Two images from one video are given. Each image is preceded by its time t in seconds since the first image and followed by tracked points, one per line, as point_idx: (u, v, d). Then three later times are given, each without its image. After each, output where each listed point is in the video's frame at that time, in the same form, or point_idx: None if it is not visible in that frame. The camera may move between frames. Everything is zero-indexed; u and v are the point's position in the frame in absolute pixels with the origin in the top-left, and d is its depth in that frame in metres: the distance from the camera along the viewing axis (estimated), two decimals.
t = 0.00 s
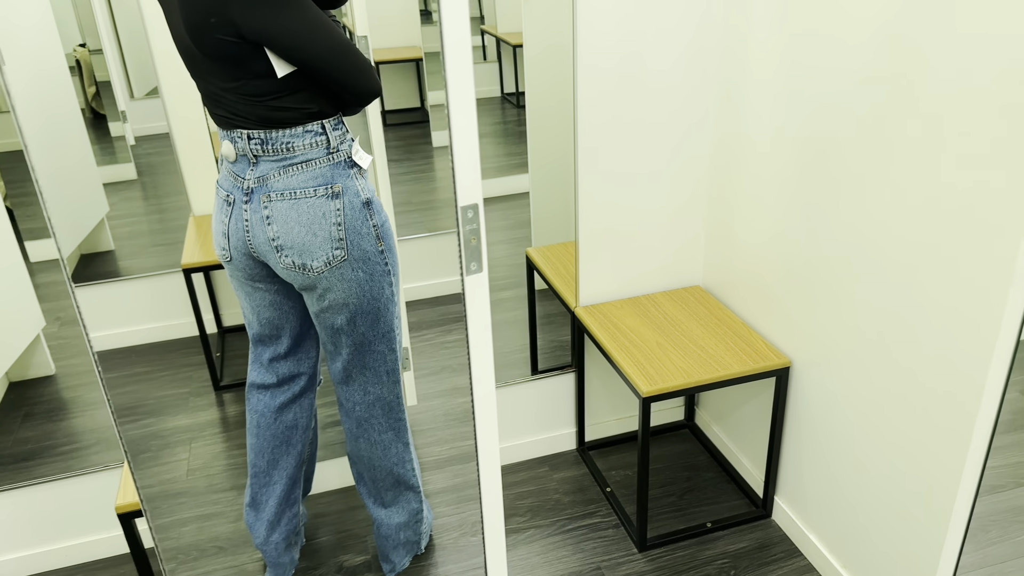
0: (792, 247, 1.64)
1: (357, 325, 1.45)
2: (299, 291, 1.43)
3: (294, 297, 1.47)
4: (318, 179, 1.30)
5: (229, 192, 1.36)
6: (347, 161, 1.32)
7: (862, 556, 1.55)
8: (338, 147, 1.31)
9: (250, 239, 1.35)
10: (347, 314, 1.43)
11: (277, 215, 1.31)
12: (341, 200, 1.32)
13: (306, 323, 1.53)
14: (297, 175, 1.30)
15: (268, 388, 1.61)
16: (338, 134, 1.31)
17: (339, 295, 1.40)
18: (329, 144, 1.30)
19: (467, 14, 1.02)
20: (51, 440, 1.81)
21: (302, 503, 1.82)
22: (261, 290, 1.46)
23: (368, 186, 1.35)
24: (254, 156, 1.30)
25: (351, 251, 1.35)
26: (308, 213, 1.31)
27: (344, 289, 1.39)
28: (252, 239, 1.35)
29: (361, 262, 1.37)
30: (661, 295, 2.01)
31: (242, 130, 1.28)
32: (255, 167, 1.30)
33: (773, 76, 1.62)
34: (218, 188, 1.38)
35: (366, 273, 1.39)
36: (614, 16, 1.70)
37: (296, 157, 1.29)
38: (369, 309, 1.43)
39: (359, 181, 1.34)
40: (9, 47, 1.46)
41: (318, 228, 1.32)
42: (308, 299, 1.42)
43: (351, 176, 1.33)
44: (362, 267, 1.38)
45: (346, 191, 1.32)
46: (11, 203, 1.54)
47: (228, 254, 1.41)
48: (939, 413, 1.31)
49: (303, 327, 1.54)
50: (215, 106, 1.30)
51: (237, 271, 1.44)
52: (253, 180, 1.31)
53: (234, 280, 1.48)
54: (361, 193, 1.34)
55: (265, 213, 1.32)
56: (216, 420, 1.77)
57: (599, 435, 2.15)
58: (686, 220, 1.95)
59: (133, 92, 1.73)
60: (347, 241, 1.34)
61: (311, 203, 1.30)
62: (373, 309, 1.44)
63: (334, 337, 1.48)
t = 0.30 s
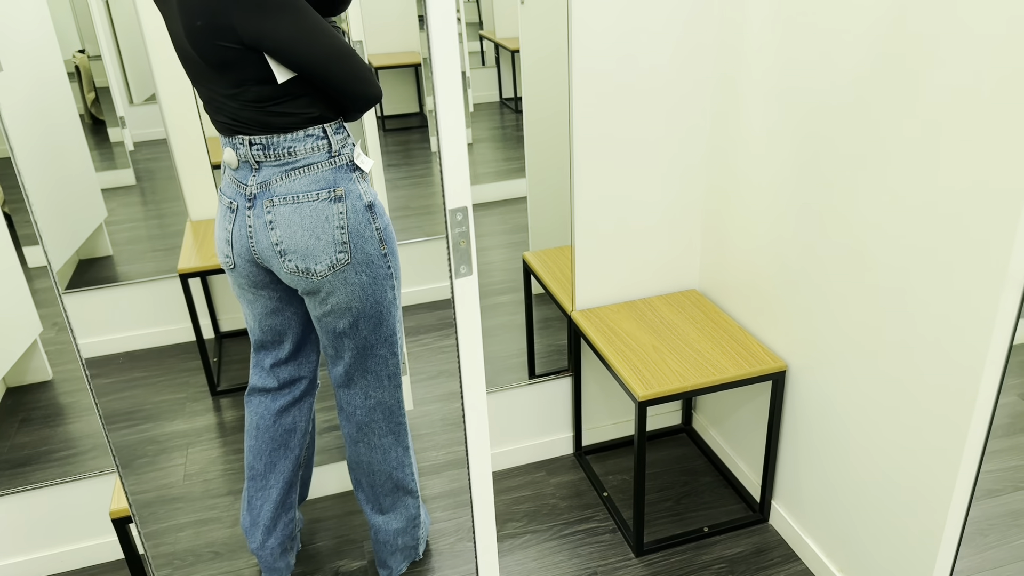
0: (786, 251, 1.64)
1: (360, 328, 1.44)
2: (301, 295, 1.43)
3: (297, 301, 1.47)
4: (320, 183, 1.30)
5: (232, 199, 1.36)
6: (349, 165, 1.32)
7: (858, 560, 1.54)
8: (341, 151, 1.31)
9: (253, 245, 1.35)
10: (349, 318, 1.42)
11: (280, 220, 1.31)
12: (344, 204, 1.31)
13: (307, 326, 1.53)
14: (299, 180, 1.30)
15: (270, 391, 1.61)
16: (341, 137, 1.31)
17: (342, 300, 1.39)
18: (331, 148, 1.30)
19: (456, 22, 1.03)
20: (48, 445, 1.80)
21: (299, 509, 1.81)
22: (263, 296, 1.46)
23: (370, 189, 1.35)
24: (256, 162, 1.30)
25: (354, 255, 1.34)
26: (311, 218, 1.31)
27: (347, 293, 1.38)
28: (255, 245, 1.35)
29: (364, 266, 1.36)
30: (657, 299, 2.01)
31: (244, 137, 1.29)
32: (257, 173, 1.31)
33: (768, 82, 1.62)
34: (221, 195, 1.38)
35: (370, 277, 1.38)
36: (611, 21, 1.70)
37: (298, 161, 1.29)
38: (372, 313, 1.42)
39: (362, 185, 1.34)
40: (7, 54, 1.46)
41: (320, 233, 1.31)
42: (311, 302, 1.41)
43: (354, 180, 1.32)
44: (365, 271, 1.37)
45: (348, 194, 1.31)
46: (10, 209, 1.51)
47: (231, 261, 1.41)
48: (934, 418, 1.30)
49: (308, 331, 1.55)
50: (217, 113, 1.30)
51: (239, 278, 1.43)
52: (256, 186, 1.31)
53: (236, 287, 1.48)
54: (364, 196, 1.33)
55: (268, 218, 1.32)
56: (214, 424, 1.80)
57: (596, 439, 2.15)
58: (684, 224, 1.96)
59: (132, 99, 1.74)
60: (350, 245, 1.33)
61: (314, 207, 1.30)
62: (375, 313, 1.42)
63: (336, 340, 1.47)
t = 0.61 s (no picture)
0: (787, 256, 1.64)
1: (362, 334, 1.44)
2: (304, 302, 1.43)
3: (298, 308, 1.47)
4: (323, 190, 1.30)
5: (236, 205, 1.36)
6: (352, 171, 1.32)
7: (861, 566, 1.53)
8: (343, 157, 1.31)
9: (256, 251, 1.36)
10: (351, 324, 1.42)
11: (283, 226, 1.31)
12: (347, 211, 1.31)
13: (307, 333, 1.54)
14: (302, 186, 1.30)
15: (273, 398, 1.61)
16: (343, 144, 1.31)
17: (344, 306, 1.39)
18: (334, 154, 1.30)
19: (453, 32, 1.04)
20: (50, 451, 1.80)
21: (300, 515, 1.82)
22: (266, 303, 1.47)
23: (374, 196, 1.34)
24: (259, 168, 1.30)
25: (357, 262, 1.34)
26: (314, 224, 1.31)
27: (350, 299, 1.38)
28: (258, 251, 1.36)
29: (366, 272, 1.36)
30: (658, 304, 2.00)
31: (248, 143, 1.29)
32: (261, 179, 1.31)
33: (768, 87, 1.62)
34: (224, 201, 1.38)
35: (372, 283, 1.37)
36: (612, 27, 1.71)
37: (300, 168, 1.29)
38: (374, 320, 1.42)
39: (365, 192, 1.33)
40: (10, 62, 1.47)
41: (323, 240, 1.31)
42: (314, 308, 1.42)
43: (357, 187, 1.32)
44: (368, 277, 1.37)
45: (351, 201, 1.31)
46: (12, 215, 1.49)
47: (234, 267, 1.41)
48: (935, 423, 1.30)
49: (309, 338, 1.55)
50: (221, 120, 1.30)
51: (242, 284, 1.44)
52: (258, 193, 1.32)
53: (239, 293, 1.48)
54: (367, 203, 1.32)
55: (271, 225, 1.32)
56: (215, 430, 1.80)
57: (598, 444, 2.15)
58: (685, 229, 1.96)
59: (135, 105, 1.76)
60: (353, 252, 1.33)
61: (316, 213, 1.30)
62: (377, 318, 1.42)
63: (338, 346, 1.47)
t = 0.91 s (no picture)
0: (800, 263, 1.62)
1: (363, 347, 1.44)
2: (304, 313, 1.42)
3: (304, 318, 1.44)
4: (320, 204, 1.29)
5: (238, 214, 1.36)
6: (351, 185, 1.30)
7: None
8: (342, 171, 1.30)
9: (255, 261, 1.35)
10: (351, 336, 1.41)
11: (280, 239, 1.31)
12: (343, 225, 1.29)
13: (316, 345, 1.50)
14: (300, 200, 1.29)
15: (282, 408, 1.62)
16: (342, 158, 1.29)
17: (343, 319, 1.38)
18: (332, 168, 1.28)
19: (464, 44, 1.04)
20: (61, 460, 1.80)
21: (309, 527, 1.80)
22: (270, 311, 1.45)
23: (373, 210, 1.32)
24: (260, 178, 1.30)
25: (353, 276, 1.33)
26: (309, 238, 1.30)
27: (348, 313, 1.37)
28: (257, 262, 1.35)
29: (363, 286, 1.35)
30: (670, 311, 1.99)
31: (249, 152, 1.28)
32: (261, 190, 1.31)
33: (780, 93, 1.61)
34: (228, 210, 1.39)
35: (370, 297, 1.36)
36: (623, 33, 1.70)
37: (299, 180, 1.28)
38: (374, 333, 1.41)
39: (364, 206, 1.31)
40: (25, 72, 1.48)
41: (318, 254, 1.30)
42: (314, 320, 1.41)
43: (355, 202, 1.30)
44: (366, 291, 1.35)
45: (348, 216, 1.30)
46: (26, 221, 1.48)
47: (237, 275, 1.41)
48: (952, 432, 1.28)
49: (316, 347, 1.51)
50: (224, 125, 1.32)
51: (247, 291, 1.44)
52: (258, 204, 1.31)
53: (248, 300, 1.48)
54: (364, 217, 1.30)
55: (269, 237, 1.32)
56: (226, 438, 1.80)
57: (609, 453, 2.14)
58: (696, 236, 1.95)
59: (148, 113, 1.82)
60: (349, 266, 1.32)
61: (313, 228, 1.29)
62: (377, 331, 1.41)
63: (340, 358, 1.47)
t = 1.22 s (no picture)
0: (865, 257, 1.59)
1: (387, 348, 1.45)
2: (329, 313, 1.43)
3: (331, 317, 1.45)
4: (330, 215, 1.25)
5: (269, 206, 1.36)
6: (364, 196, 1.25)
7: None
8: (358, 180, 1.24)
9: (279, 259, 1.35)
10: (375, 338, 1.43)
11: (297, 244, 1.29)
12: (352, 237, 1.27)
13: (349, 339, 1.52)
14: (314, 209, 1.25)
15: (327, 399, 1.62)
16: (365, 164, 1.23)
17: (362, 322, 1.39)
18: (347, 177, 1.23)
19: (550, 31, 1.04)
20: (129, 449, 1.86)
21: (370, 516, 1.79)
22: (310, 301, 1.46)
23: (383, 222, 1.29)
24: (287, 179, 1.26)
25: (364, 288, 1.32)
26: (320, 249, 1.28)
27: (363, 318, 1.38)
28: (281, 259, 1.34)
29: (375, 297, 1.34)
30: (729, 307, 1.97)
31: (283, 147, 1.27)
32: (287, 191, 1.26)
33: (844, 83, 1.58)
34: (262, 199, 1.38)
35: (383, 305, 1.36)
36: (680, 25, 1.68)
37: (316, 188, 1.23)
38: (397, 334, 1.42)
39: (376, 218, 1.28)
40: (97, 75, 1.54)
41: (329, 264, 1.28)
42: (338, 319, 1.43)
43: (367, 214, 1.27)
44: (379, 300, 1.35)
45: (358, 228, 1.26)
46: (93, 222, 1.62)
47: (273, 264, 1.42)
48: None
49: (350, 341, 1.52)
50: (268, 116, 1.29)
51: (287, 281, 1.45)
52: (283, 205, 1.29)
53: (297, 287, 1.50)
54: (374, 229, 1.28)
55: (289, 240, 1.30)
56: (285, 430, 1.78)
57: (665, 450, 2.12)
58: (756, 230, 1.91)
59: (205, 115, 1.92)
60: (359, 277, 1.30)
61: (323, 239, 1.27)
62: (396, 334, 1.42)
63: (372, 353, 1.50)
